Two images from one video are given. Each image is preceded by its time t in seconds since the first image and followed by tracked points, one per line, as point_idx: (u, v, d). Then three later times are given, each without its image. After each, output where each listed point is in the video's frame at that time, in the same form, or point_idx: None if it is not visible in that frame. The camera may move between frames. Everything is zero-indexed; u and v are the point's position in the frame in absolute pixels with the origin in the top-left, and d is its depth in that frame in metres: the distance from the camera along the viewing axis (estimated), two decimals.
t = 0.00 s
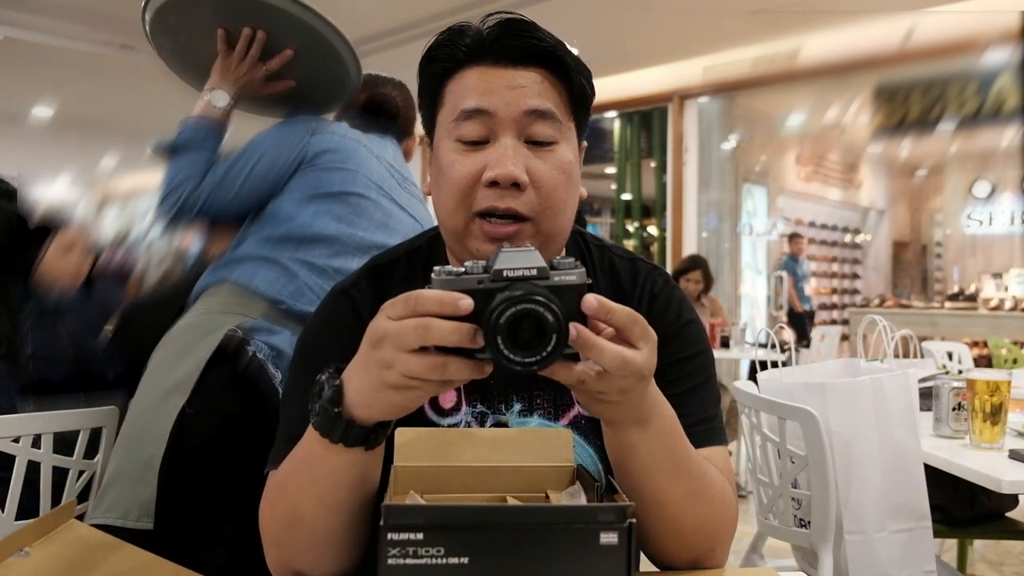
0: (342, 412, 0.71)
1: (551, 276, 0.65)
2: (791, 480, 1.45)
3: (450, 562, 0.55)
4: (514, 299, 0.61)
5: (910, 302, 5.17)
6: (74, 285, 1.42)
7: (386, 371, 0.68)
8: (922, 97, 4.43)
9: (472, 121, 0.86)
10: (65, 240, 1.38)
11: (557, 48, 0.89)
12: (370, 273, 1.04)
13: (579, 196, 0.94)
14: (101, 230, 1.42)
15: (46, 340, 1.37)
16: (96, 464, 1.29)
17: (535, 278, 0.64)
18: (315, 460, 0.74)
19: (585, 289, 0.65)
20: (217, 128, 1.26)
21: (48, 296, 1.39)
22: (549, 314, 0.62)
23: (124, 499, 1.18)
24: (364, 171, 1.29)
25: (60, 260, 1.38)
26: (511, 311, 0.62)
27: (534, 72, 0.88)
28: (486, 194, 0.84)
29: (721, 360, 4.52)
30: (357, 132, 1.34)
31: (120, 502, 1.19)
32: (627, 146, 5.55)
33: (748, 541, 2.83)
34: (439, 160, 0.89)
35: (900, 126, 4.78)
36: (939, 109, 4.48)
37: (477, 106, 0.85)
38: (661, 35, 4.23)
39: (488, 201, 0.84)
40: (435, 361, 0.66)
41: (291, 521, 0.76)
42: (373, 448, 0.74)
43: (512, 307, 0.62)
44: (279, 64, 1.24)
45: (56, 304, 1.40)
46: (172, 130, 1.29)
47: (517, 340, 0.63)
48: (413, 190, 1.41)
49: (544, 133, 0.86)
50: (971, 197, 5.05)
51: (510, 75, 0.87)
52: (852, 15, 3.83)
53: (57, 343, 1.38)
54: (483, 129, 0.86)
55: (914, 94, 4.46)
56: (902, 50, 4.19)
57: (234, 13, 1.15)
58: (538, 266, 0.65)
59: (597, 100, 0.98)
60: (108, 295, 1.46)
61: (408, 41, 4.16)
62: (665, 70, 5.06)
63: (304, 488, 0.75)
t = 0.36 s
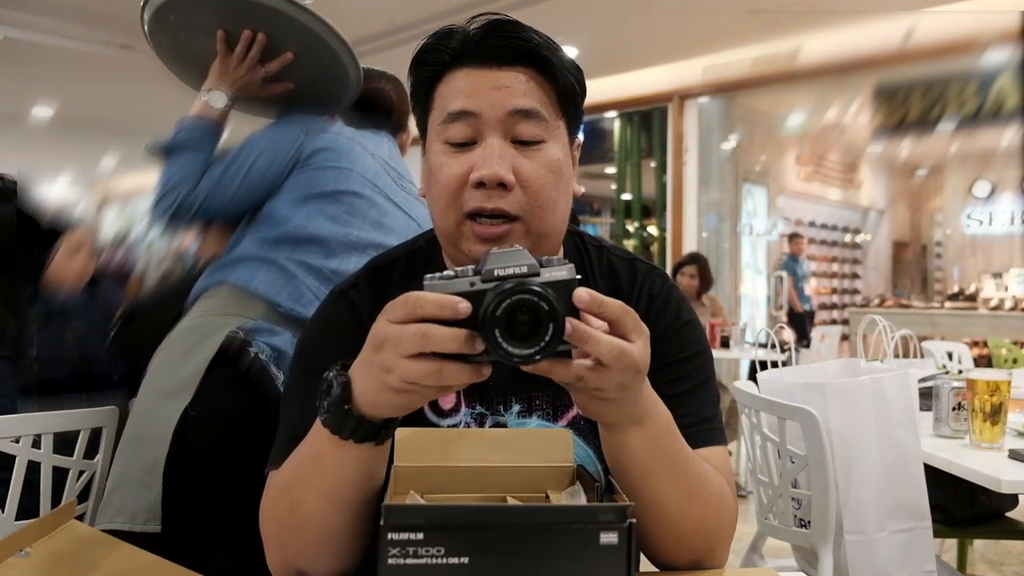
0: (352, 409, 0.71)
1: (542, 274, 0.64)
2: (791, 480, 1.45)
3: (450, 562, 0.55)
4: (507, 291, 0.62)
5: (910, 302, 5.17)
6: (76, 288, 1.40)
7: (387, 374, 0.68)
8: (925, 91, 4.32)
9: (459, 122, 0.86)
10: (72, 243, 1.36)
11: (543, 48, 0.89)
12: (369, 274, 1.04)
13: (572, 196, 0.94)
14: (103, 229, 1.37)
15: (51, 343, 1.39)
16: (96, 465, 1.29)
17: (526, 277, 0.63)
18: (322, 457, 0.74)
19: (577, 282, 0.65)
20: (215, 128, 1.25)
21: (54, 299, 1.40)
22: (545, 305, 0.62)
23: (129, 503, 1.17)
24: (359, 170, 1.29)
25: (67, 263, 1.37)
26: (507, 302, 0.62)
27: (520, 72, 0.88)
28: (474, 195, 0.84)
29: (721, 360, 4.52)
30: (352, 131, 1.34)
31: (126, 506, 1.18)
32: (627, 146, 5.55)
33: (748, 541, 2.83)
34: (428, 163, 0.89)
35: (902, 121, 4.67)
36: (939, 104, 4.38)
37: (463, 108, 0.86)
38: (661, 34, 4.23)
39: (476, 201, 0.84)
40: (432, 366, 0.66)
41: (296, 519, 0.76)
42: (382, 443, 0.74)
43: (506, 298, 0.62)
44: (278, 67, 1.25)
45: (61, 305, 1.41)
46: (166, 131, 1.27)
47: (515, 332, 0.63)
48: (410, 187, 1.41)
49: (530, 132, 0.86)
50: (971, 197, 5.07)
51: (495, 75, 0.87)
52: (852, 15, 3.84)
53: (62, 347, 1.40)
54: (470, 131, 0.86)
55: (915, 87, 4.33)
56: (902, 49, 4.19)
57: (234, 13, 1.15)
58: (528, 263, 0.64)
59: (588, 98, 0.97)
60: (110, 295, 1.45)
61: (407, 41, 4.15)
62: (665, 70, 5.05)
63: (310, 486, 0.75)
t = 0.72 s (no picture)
0: (355, 403, 0.70)
1: (533, 270, 0.65)
2: (791, 481, 1.45)
3: (451, 562, 0.55)
4: (497, 284, 0.62)
5: (910, 302, 5.17)
6: (74, 287, 1.39)
7: (381, 369, 0.68)
8: (922, 98, 4.39)
9: (452, 123, 0.86)
10: (72, 243, 1.36)
11: (534, 50, 0.89)
12: (367, 277, 1.04)
13: (567, 196, 0.94)
14: (102, 229, 1.37)
15: (50, 342, 1.38)
16: (96, 465, 1.29)
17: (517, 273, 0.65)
18: (325, 452, 0.74)
19: (567, 280, 0.65)
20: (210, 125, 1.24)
21: (53, 298, 1.38)
22: (536, 297, 0.62)
23: (133, 512, 1.21)
24: (358, 168, 1.29)
25: (66, 262, 1.36)
26: (497, 295, 0.63)
27: (512, 73, 0.88)
28: (466, 194, 0.84)
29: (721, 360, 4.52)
30: (350, 124, 1.33)
31: (129, 515, 1.21)
32: (627, 146, 5.55)
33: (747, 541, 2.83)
34: (421, 164, 0.89)
35: (900, 127, 4.75)
36: (939, 110, 4.44)
37: (456, 109, 0.86)
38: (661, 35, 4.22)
39: (468, 200, 0.84)
40: (421, 359, 0.66)
41: (299, 515, 0.76)
42: (384, 439, 0.74)
43: (496, 291, 0.62)
44: (277, 62, 1.26)
45: (60, 305, 1.39)
46: (161, 127, 1.26)
47: (506, 324, 0.63)
48: (410, 181, 1.40)
49: (521, 132, 0.86)
50: (971, 197, 5.07)
51: (486, 78, 0.87)
52: (852, 15, 3.84)
53: (61, 347, 1.39)
54: (462, 131, 0.86)
55: (913, 96, 4.43)
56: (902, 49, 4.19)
57: (231, 10, 1.16)
58: (519, 261, 0.65)
59: (579, 101, 0.97)
60: (110, 294, 1.42)
61: (406, 42, 4.15)
62: (665, 70, 5.05)
63: (313, 483, 0.75)
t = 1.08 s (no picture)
0: (350, 403, 0.70)
1: (544, 278, 0.65)
2: (791, 481, 1.45)
3: (451, 562, 0.55)
4: (501, 293, 0.64)
5: (910, 302, 5.17)
6: (73, 285, 1.38)
7: (388, 370, 0.68)
8: (922, 97, 4.36)
9: (459, 121, 0.86)
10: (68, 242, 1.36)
11: (540, 49, 0.90)
12: (366, 279, 1.04)
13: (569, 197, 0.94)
14: (102, 229, 1.35)
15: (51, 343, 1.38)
16: (96, 464, 1.29)
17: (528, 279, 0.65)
18: (323, 452, 0.74)
19: (577, 288, 0.65)
20: (205, 119, 1.24)
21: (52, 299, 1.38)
22: (541, 306, 0.63)
23: (128, 518, 1.20)
24: (357, 168, 1.29)
25: (63, 260, 1.35)
26: (501, 303, 0.64)
27: (518, 72, 0.89)
28: (475, 190, 0.84)
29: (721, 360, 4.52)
30: (349, 120, 1.33)
31: (125, 521, 1.21)
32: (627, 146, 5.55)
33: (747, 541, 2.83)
34: (426, 160, 0.89)
35: (900, 126, 4.72)
36: (939, 109, 4.41)
37: (464, 107, 0.86)
38: (661, 35, 4.22)
39: (477, 197, 0.83)
40: (429, 363, 0.66)
41: (298, 513, 0.76)
42: (379, 440, 0.73)
43: (500, 299, 0.64)
44: (274, 56, 1.27)
45: (60, 305, 1.39)
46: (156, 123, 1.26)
47: (508, 332, 0.64)
48: (411, 177, 1.40)
49: (528, 130, 0.86)
50: (971, 197, 5.07)
51: (493, 76, 0.88)
52: (851, 15, 3.84)
53: (60, 347, 1.39)
54: (471, 129, 0.86)
55: (913, 94, 4.39)
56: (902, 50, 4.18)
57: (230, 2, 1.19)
58: (530, 267, 0.65)
59: (579, 103, 0.98)
60: (109, 294, 1.41)
61: (406, 42, 4.16)
62: (665, 70, 5.06)
63: (311, 483, 0.75)
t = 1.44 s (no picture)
0: (353, 400, 0.71)
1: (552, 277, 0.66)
2: (791, 481, 1.45)
3: (449, 562, 0.54)
4: (502, 274, 0.63)
5: (910, 301, 5.18)
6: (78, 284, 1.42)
7: (392, 358, 0.68)
8: (922, 97, 4.35)
9: (462, 119, 0.86)
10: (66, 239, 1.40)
11: (540, 47, 0.90)
12: (364, 280, 1.04)
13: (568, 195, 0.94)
14: (102, 229, 1.34)
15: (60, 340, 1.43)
16: (96, 465, 1.29)
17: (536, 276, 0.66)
18: (326, 453, 0.74)
19: (587, 290, 0.65)
20: (196, 119, 1.23)
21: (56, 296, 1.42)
22: (534, 292, 0.63)
23: (129, 524, 1.21)
24: (348, 163, 1.28)
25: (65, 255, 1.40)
26: (498, 285, 0.63)
27: (518, 69, 0.89)
28: (479, 188, 0.84)
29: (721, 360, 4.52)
30: (342, 114, 1.32)
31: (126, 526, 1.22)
32: (627, 146, 5.55)
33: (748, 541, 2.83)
34: (428, 157, 0.89)
35: (900, 126, 4.71)
36: (939, 109, 4.40)
37: (467, 104, 0.86)
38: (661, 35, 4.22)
39: (481, 194, 0.83)
40: (428, 349, 0.66)
41: (300, 512, 0.75)
42: (380, 442, 0.73)
43: (499, 280, 0.63)
44: (265, 55, 1.25)
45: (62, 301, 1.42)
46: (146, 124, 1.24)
47: (503, 319, 0.64)
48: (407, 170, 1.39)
49: (531, 127, 0.86)
50: (971, 197, 5.08)
51: (494, 72, 0.88)
52: (851, 15, 3.84)
53: (64, 342, 1.44)
54: (474, 126, 0.86)
55: (913, 94, 4.37)
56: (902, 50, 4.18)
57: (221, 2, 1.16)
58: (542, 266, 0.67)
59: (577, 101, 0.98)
60: (110, 293, 1.40)
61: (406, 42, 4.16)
62: (665, 70, 5.06)
63: (312, 482, 0.75)
